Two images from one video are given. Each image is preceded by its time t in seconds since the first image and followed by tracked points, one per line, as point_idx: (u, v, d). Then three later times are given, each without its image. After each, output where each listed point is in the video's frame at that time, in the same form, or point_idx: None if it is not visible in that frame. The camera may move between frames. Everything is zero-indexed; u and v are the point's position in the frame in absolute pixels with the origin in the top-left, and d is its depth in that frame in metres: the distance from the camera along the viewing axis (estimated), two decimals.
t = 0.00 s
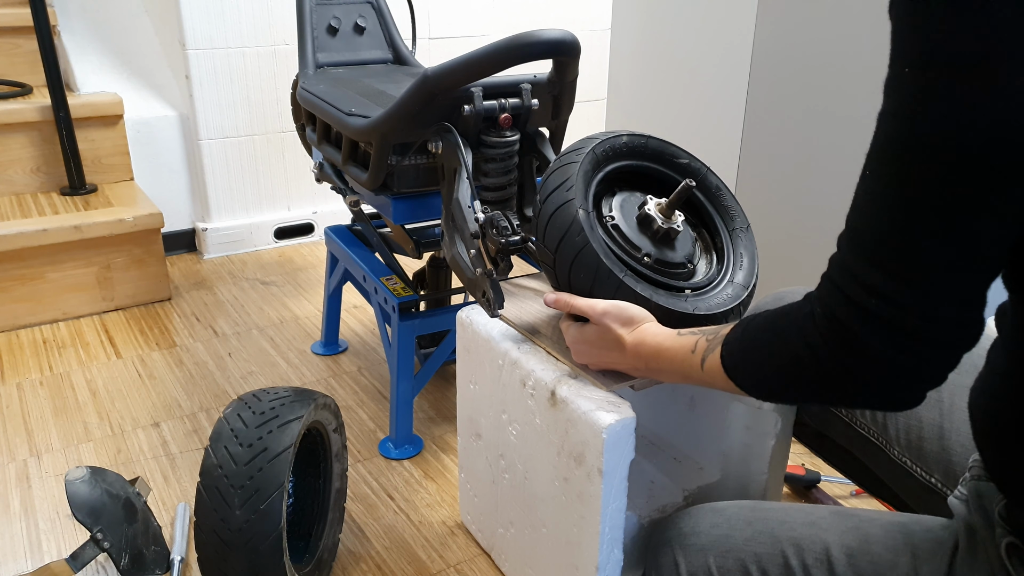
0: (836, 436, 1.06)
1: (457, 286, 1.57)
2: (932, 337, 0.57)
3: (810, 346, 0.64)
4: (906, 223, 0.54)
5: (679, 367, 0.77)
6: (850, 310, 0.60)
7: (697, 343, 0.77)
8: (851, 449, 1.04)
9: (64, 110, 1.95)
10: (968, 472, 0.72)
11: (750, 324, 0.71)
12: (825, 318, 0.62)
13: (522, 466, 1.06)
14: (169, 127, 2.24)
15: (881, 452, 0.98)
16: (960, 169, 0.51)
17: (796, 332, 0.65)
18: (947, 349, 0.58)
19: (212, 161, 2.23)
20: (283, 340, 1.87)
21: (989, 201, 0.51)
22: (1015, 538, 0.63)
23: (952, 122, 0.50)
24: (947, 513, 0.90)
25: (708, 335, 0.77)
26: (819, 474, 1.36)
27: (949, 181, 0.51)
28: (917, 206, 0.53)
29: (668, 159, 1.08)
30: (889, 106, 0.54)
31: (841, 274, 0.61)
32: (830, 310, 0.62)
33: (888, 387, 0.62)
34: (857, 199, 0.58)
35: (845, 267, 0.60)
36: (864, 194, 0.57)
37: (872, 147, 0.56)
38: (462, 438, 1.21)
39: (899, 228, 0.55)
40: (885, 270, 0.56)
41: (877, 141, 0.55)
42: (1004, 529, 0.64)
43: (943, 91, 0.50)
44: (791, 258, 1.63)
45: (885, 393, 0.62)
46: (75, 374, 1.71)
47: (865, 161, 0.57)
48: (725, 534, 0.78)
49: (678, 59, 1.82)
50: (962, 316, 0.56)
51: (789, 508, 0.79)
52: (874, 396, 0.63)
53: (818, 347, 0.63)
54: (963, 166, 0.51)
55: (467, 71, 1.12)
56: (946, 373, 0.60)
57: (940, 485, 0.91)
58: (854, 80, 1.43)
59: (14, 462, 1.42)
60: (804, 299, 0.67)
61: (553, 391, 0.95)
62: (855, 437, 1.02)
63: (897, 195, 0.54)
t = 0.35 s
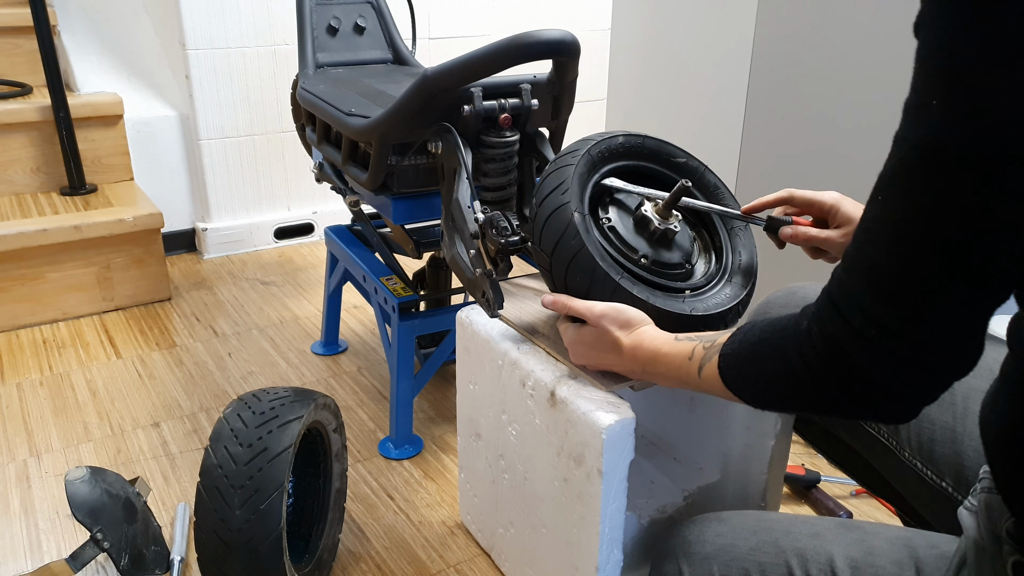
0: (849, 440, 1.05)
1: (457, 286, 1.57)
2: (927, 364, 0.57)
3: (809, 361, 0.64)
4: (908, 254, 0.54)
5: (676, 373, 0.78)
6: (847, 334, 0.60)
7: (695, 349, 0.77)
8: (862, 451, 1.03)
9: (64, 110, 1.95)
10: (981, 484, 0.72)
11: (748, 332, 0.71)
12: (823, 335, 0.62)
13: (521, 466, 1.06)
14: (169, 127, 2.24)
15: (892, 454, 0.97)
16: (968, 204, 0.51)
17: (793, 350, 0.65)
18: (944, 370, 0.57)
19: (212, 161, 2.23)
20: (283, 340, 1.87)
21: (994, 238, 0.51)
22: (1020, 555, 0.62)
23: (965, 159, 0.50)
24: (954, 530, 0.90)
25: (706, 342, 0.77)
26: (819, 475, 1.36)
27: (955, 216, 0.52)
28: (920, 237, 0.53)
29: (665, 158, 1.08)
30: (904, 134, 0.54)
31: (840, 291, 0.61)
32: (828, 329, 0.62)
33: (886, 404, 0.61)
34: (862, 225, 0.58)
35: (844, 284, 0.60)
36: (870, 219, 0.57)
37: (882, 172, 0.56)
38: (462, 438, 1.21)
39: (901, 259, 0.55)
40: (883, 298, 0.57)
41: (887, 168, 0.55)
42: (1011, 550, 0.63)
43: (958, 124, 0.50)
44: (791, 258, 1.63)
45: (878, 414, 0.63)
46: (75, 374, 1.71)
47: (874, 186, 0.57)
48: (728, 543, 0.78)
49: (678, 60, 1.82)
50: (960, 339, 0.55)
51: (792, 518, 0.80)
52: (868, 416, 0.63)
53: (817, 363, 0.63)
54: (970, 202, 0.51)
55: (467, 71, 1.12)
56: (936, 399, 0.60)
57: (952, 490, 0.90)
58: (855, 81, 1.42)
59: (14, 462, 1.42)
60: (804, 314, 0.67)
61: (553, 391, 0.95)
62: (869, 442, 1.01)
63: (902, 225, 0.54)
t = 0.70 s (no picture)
0: (843, 437, 1.05)
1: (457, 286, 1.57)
2: (931, 357, 0.57)
3: (811, 355, 0.64)
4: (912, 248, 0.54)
5: (677, 373, 0.78)
6: (851, 326, 0.60)
7: (696, 349, 0.77)
8: (857, 450, 1.03)
9: (64, 110, 1.95)
10: (976, 479, 0.72)
11: (751, 329, 0.71)
12: (826, 330, 0.63)
13: (521, 465, 1.06)
14: (169, 127, 2.24)
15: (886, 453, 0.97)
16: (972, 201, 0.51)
17: (797, 345, 0.65)
18: (946, 363, 0.58)
19: (212, 161, 2.23)
20: (283, 340, 1.87)
21: (1001, 233, 0.51)
22: (1018, 547, 0.61)
23: (970, 157, 0.50)
24: (953, 525, 0.90)
25: (707, 342, 0.77)
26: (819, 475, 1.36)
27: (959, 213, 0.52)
28: (924, 232, 0.53)
29: (666, 156, 1.08)
30: (907, 130, 0.54)
31: (843, 286, 0.61)
32: (831, 322, 0.62)
33: (888, 397, 0.62)
34: (864, 220, 0.58)
35: (848, 279, 0.60)
36: (873, 213, 0.57)
37: (886, 168, 0.56)
38: (462, 438, 1.21)
39: (906, 254, 0.55)
40: (887, 293, 0.57)
41: (891, 163, 0.55)
42: (1009, 543, 0.63)
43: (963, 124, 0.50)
44: (791, 258, 1.63)
45: (882, 406, 0.63)
46: (75, 374, 1.71)
47: (878, 180, 0.58)
48: (728, 542, 0.78)
49: (678, 60, 1.82)
50: (961, 332, 0.56)
51: (791, 516, 0.80)
52: (871, 408, 0.63)
53: (819, 357, 0.64)
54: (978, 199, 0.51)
55: (468, 70, 1.12)
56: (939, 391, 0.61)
57: (949, 488, 0.90)
58: (855, 81, 1.43)
59: (14, 463, 1.41)
60: (807, 308, 0.67)
61: (553, 391, 0.95)
62: (865, 440, 1.01)
63: (905, 219, 0.54)
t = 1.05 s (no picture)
0: (846, 437, 1.05)
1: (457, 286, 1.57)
2: (934, 352, 0.57)
3: (813, 353, 0.64)
4: (913, 245, 0.54)
5: (677, 371, 0.78)
6: (852, 323, 0.60)
7: (696, 347, 0.77)
8: (858, 450, 1.03)
9: (64, 110, 1.95)
10: (978, 483, 0.73)
11: (750, 327, 0.71)
12: (828, 326, 0.63)
13: (522, 465, 1.06)
14: (169, 127, 2.24)
15: (892, 456, 0.97)
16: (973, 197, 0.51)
17: (797, 342, 0.65)
18: (947, 357, 0.57)
19: (212, 161, 2.23)
20: (283, 340, 1.87)
21: (1003, 228, 0.51)
22: (1017, 551, 0.62)
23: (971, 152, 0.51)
24: (953, 530, 0.90)
25: (707, 341, 0.78)
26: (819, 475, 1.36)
27: (960, 208, 0.52)
28: (924, 228, 0.54)
29: (664, 157, 1.08)
30: (905, 128, 0.54)
31: (842, 283, 0.61)
32: (832, 319, 0.62)
33: (890, 393, 0.62)
34: (863, 218, 0.58)
35: (848, 276, 0.60)
36: (872, 210, 0.57)
37: (884, 166, 0.56)
38: (462, 437, 1.21)
39: (906, 251, 0.55)
40: (887, 288, 0.57)
41: (889, 160, 0.56)
42: (1008, 547, 0.63)
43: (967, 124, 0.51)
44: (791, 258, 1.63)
45: (885, 403, 0.63)
46: (75, 374, 1.71)
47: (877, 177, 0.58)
48: (729, 543, 0.78)
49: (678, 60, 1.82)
50: (966, 326, 0.56)
51: (791, 518, 0.80)
52: (873, 405, 0.63)
53: (820, 354, 0.63)
54: (979, 194, 0.51)
55: (468, 71, 1.12)
56: (940, 388, 0.61)
57: (951, 490, 0.90)
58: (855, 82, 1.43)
59: (14, 462, 1.42)
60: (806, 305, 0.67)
61: (553, 391, 0.95)
62: (867, 441, 1.01)
63: (905, 214, 0.54)
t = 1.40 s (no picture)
0: (845, 437, 1.04)
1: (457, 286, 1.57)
2: (935, 354, 0.57)
3: (814, 353, 0.64)
4: (914, 248, 0.54)
5: (678, 371, 0.77)
6: (854, 327, 0.60)
7: (698, 347, 0.76)
8: (858, 450, 1.03)
9: (64, 110, 1.95)
10: (977, 484, 0.73)
11: (751, 329, 0.71)
12: (829, 328, 0.63)
13: (522, 465, 1.06)
14: (169, 127, 2.24)
15: (888, 454, 0.97)
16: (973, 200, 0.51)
17: (799, 345, 0.65)
18: (948, 359, 0.58)
19: (212, 160, 2.23)
20: (283, 340, 1.87)
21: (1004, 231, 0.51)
22: (1014, 554, 0.62)
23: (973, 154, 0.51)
24: (952, 531, 0.90)
25: (709, 340, 0.77)
26: (819, 475, 1.36)
27: (962, 213, 0.52)
28: (928, 232, 0.53)
29: (663, 160, 1.08)
30: (909, 130, 0.54)
31: (844, 285, 0.61)
32: (833, 320, 0.62)
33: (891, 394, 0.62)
34: (864, 221, 0.59)
35: (850, 279, 0.60)
36: (872, 213, 0.58)
37: (887, 168, 0.56)
38: (463, 436, 1.21)
39: (908, 255, 0.55)
40: (888, 291, 0.57)
41: (892, 163, 0.56)
42: (1003, 547, 0.63)
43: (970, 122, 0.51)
44: (791, 259, 1.63)
45: (885, 403, 0.63)
46: (76, 374, 1.71)
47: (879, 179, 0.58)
48: (728, 544, 0.78)
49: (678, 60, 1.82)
50: (967, 329, 0.56)
51: (791, 520, 0.80)
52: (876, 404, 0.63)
53: (822, 356, 0.64)
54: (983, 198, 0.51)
55: (468, 70, 1.12)
56: (941, 388, 0.61)
57: (950, 490, 0.90)
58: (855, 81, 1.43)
59: (14, 462, 1.42)
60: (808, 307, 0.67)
61: (554, 391, 0.94)
62: (866, 442, 1.00)
63: (906, 217, 0.54)
